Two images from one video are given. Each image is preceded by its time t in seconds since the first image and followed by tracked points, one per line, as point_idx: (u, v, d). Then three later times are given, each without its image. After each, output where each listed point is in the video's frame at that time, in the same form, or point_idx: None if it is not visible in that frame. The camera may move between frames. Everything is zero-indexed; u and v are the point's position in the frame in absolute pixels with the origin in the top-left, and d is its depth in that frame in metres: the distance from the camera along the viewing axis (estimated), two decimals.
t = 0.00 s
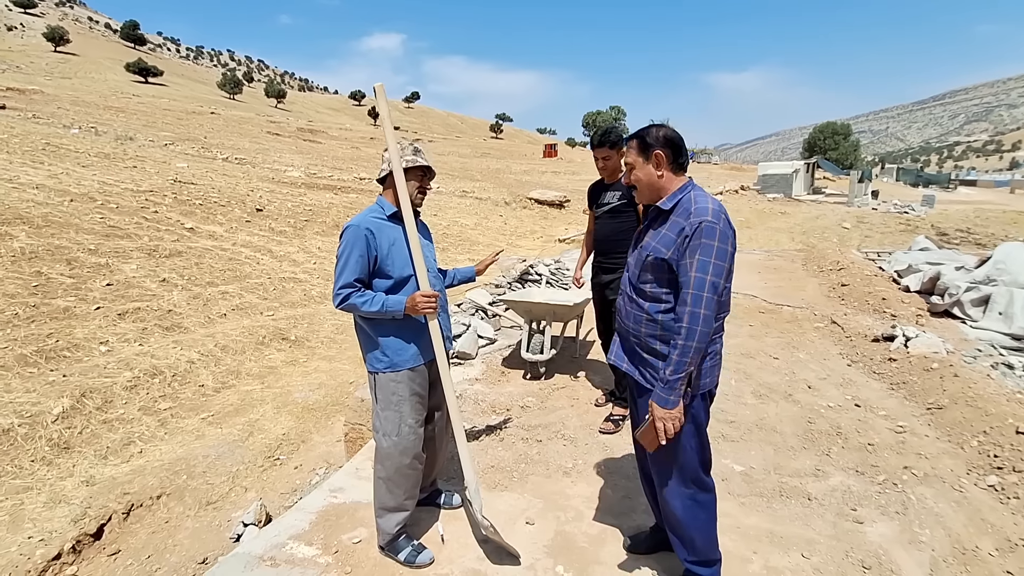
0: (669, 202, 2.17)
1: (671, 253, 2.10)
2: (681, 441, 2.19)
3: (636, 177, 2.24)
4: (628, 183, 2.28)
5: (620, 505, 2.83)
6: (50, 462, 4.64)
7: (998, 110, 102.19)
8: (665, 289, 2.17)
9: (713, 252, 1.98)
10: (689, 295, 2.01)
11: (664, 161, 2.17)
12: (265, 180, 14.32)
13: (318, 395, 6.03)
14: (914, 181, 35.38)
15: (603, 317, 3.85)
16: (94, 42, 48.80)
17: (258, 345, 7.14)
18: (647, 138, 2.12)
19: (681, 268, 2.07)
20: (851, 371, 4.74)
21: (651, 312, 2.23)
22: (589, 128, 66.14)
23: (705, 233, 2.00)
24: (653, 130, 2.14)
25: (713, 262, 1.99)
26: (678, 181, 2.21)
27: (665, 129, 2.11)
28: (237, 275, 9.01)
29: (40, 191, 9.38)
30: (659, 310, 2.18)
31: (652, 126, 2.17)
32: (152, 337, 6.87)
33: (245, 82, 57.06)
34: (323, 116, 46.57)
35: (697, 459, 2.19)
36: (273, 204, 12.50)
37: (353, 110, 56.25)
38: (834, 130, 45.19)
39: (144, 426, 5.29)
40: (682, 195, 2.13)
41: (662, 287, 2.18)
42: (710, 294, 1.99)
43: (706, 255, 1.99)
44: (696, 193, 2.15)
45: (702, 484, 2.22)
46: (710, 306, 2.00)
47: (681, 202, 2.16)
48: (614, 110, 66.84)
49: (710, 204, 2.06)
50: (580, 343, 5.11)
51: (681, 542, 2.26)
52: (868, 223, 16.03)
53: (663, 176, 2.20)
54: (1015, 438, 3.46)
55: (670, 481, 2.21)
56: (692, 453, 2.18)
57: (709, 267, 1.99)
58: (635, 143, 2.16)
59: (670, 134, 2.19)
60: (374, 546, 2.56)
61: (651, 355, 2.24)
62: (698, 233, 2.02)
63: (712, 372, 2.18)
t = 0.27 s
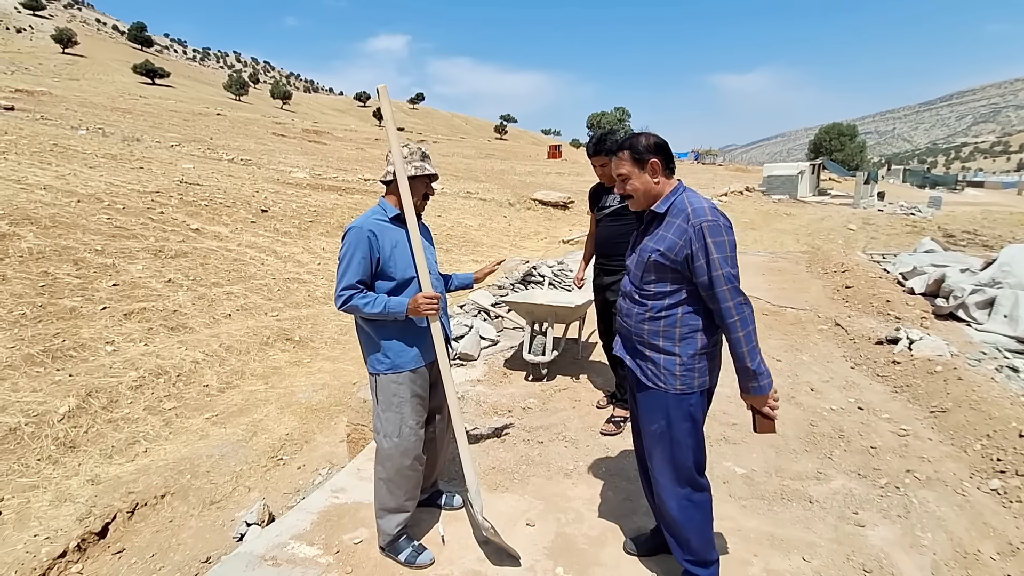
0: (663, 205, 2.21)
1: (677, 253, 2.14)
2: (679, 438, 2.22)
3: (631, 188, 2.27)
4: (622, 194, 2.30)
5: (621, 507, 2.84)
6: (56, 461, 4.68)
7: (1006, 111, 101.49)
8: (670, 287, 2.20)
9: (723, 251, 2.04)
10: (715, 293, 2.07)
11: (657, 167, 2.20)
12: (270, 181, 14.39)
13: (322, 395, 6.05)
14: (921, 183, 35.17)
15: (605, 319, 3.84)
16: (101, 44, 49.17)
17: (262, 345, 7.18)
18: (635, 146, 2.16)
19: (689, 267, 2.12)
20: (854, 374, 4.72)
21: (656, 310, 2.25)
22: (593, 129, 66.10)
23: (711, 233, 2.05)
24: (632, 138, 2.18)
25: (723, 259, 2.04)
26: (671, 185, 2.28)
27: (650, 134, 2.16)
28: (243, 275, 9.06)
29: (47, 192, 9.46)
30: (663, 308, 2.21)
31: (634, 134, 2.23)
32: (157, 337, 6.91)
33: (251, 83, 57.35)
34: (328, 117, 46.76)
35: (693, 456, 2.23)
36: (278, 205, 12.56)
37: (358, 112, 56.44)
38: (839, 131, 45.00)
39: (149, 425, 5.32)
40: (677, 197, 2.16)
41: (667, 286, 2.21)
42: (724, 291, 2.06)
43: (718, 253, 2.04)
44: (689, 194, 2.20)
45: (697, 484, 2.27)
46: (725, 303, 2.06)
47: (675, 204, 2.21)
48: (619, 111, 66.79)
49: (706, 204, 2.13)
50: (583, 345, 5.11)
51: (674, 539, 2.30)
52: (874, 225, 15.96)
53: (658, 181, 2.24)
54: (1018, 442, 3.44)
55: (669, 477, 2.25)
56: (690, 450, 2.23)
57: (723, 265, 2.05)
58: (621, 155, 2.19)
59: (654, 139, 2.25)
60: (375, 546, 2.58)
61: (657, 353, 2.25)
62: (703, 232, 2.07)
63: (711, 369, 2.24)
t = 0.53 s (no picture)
0: (666, 207, 2.23)
1: (685, 253, 2.17)
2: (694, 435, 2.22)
3: (633, 195, 2.28)
4: (624, 202, 2.30)
5: (620, 508, 2.84)
6: (57, 460, 4.69)
7: (1010, 113, 101.29)
8: (682, 286, 2.22)
9: (729, 246, 2.07)
10: (723, 289, 2.09)
11: (657, 170, 2.23)
12: (272, 182, 14.42)
13: (323, 395, 6.05)
14: (923, 185, 35.11)
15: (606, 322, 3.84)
16: (105, 45, 49.33)
17: (263, 345, 7.19)
18: (634, 152, 2.16)
19: (698, 266, 2.15)
20: (855, 376, 4.72)
21: (669, 312, 2.25)
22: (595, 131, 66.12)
23: (717, 228, 2.10)
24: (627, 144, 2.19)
25: (731, 254, 2.08)
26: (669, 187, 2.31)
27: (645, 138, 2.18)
28: (244, 276, 9.07)
29: (50, 192, 9.48)
30: (675, 309, 2.22)
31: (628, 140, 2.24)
32: (159, 337, 6.92)
33: (253, 84, 57.46)
34: (330, 118, 46.84)
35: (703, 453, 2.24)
36: (280, 205, 12.58)
37: (360, 113, 56.52)
38: (841, 133, 44.95)
39: (149, 425, 5.33)
40: (678, 198, 2.20)
41: (678, 286, 2.23)
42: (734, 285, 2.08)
43: (727, 248, 2.07)
44: (688, 194, 2.24)
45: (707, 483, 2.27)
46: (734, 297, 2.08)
47: (677, 205, 2.24)
48: (621, 113, 66.80)
49: (707, 202, 2.18)
50: (583, 346, 5.11)
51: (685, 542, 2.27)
52: (876, 227, 15.93)
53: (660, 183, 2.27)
54: (1019, 445, 3.44)
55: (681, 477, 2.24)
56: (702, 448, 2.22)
57: (731, 259, 2.08)
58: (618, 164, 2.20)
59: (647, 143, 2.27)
60: (374, 546, 2.58)
61: (676, 353, 2.26)
62: (708, 230, 2.12)
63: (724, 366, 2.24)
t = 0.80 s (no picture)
0: (678, 207, 2.27)
1: (695, 253, 2.22)
2: (711, 437, 2.21)
3: (654, 195, 2.27)
4: (645, 203, 2.28)
5: (618, 508, 2.85)
6: (58, 458, 4.69)
7: (1012, 115, 101.18)
8: (690, 286, 2.28)
9: (740, 247, 2.13)
10: (732, 290, 2.14)
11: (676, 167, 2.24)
12: (273, 182, 14.42)
13: (323, 396, 6.05)
14: (924, 186, 35.05)
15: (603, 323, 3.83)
16: (107, 45, 49.42)
17: (263, 345, 7.19)
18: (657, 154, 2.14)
19: (709, 266, 2.20)
20: (855, 378, 4.71)
21: (677, 311, 2.31)
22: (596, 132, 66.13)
23: (729, 229, 2.15)
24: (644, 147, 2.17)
25: (743, 255, 2.13)
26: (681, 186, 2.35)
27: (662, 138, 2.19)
28: (245, 275, 9.08)
29: (53, 191, 9.50)
30: (684, 308, 2.28)
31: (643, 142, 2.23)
32: (159, 336, 6.92)
33: (255, 84, 57.53)
34: (332, 118, 46.87)
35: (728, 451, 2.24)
36: (281, 205, 12.59)
37: (361, 113, 56.57)
38: (843, 135, 44.89)
39: (149, 424, 5.33)
40: (691, 197, 2.24)
41: (687, 286, 2.28)
42: (743, 285, 2.14)
43: (738, 250, 2.13)
44: (700, 195, 2.28)
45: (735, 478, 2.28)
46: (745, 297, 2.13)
47: (688, 205, 2.28)
48: (622, 114, 66.77)
49: (719, 203, 2.23)
50: (582, 346, 5.11)
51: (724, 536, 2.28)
52: (877, 229, 15.91)
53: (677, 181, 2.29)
54: (1020, 448, 3.43)
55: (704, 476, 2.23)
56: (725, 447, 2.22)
57: (742, 260, 2.13)
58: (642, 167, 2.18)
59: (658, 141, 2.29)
60: (372, 546, 2.58)
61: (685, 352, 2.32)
62: (721, 230, 2.16)
63: (736, 364, 2.28)
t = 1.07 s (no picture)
0: (699, 207, 2.25)
1: (716, 255, 2.21)
2: (727, 445, 2.20)
3: (677, 195, 2.27)
4: (669, 203, 2.27)
5: (616, 509, 2.85)
6: (57, 457, 4.68)
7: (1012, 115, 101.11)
8: (709, 287, 2.27)
9: (765, 251, 2.11)
10: (755, 293, 2.13)
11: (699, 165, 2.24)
12: (274, 182, 14.42)
13: (322, 395, 6.04)
14: (925, 186, 35.00)
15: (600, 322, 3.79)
16: (109, 45, 49.45)
17: (263, 344, 7.19)
18: (686, 151, 2.13)
19: (730, 269, 2.19)
20: (854, 378, 4.70)
21: (691, 313, 2.31)
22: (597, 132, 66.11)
23: (752, 231, 2.13)
24: (666, 147, 2.16)
25: (767, 258, 2.11)
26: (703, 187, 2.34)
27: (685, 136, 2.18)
28: (245, 275, 9.07)
29: (54, 191, 9.50)
30: (701, 310, 2.28)
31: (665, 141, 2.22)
32: (159, 336, 6.92)
33: (256, 84, 57.55)
34: (333, 118, 46.87)
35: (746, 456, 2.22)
36: (281, 205, 12.59)
37: (362, 113, 56.59)
38: (843, 135, 44.88)
39: (149, 423, 5.33)
40: (712, 198, 2.23)
41: (705, 287, 2.28)
42: (769, 289, 2.11)
43: (762, 253, 2.11)
44: (722, 195, 2.27)
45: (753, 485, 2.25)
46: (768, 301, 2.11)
47: (709, 205, 2.27)
48: (622, 114, 66.75)
49: (742, 205, 2.21)
50: (580, 346, 5.11)
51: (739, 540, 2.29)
52: (877, 229, 15.90)
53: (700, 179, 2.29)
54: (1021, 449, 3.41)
55: (721, 480, 2.23)
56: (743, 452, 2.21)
57: (766, 264, 2.11)
58: (667, 167, 2.16)
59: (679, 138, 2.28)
60: (369, 545, 2.58)
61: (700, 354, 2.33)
62: (744, 232, 2.15)
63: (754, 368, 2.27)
